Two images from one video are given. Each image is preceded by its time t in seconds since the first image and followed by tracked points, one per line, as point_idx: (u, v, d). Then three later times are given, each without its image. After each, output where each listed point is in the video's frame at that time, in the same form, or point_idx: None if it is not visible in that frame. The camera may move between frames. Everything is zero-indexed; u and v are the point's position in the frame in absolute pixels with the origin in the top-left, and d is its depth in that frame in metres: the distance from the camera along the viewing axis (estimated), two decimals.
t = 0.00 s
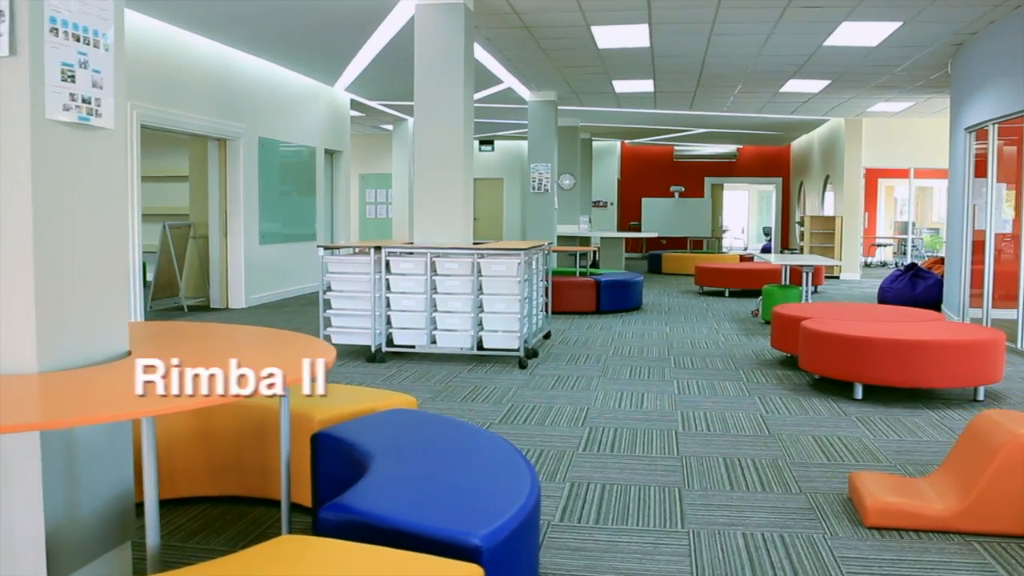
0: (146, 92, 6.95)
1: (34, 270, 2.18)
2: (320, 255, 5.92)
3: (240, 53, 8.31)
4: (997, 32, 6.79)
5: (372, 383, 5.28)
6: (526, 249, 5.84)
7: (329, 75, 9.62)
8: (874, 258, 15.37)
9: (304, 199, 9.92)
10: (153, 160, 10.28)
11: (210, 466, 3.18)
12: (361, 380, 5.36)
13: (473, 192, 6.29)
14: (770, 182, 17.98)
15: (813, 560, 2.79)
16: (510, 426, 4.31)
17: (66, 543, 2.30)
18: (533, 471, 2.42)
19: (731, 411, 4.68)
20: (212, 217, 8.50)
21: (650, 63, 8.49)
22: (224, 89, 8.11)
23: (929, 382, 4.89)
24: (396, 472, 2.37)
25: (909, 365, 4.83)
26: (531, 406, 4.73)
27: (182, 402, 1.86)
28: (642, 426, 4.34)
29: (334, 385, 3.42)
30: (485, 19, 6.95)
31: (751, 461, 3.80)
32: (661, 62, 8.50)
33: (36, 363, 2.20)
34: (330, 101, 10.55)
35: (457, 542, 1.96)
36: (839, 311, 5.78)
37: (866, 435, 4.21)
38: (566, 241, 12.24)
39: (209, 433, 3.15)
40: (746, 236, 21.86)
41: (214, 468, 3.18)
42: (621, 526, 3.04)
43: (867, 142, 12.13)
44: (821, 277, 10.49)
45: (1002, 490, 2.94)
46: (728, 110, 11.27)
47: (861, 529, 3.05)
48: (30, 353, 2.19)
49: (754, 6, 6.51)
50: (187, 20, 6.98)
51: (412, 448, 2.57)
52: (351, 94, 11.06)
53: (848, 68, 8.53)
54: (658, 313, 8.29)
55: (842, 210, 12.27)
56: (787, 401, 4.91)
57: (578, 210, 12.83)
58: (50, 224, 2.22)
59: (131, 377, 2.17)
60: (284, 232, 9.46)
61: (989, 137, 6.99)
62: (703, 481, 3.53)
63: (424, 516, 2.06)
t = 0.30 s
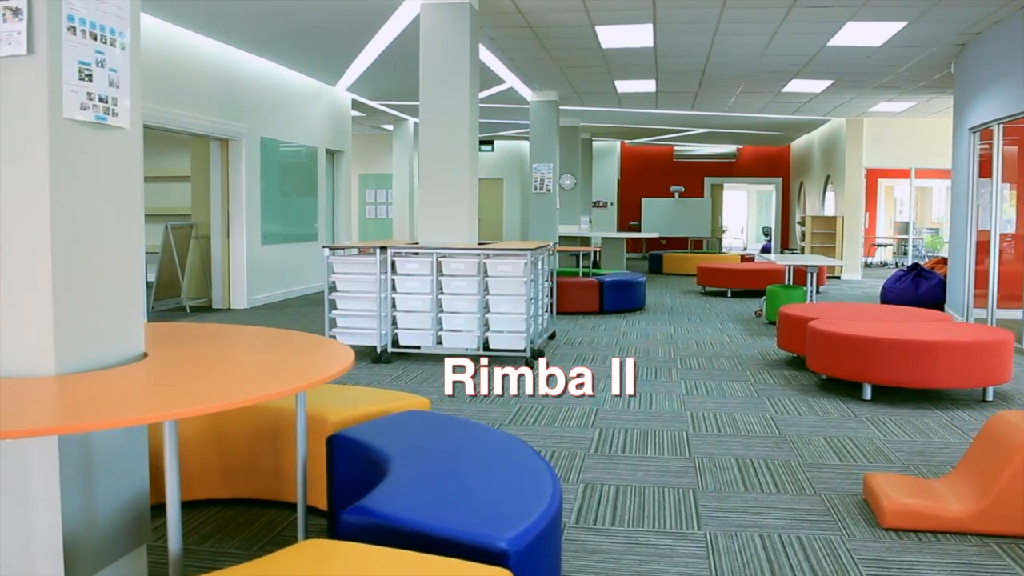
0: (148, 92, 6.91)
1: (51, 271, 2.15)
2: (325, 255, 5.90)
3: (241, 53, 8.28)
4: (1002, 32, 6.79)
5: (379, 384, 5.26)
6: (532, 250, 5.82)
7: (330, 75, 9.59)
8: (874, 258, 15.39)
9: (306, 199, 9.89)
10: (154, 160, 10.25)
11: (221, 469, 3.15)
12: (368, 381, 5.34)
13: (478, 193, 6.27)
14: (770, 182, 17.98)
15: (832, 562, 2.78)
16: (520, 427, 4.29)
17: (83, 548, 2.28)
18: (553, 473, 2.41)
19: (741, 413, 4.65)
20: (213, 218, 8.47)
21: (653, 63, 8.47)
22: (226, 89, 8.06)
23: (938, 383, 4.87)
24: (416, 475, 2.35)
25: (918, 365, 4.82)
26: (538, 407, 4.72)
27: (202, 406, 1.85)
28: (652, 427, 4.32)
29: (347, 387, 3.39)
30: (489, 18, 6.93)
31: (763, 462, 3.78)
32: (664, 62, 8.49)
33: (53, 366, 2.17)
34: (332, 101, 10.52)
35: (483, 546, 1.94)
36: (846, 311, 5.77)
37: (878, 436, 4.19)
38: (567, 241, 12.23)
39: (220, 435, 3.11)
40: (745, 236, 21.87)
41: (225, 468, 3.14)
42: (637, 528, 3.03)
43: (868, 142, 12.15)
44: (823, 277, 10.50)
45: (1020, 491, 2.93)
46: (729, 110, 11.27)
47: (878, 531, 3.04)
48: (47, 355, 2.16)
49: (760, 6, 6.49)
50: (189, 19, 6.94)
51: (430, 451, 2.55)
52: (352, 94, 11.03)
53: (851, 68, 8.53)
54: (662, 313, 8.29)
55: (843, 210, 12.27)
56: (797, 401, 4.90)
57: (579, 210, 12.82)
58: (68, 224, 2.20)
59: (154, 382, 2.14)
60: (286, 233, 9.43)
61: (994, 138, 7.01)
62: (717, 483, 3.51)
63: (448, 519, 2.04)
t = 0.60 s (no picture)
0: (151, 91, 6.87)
1: (68, 272, 2.12)
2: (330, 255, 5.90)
3: (244, 53, 8.25)
4: (1007, 32, 6.77)
5: (386, 385, 5.24)
6: (539, 250, 5.81)
7: (332, 75, 9.57)
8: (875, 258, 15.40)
9: (308, 199, 9.86)
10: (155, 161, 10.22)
11: (233, 470, 3.12)
12: (374, 382, 5.32)
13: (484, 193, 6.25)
14: (770, 182, 17.99)
15: (850, 563, 2.76)
16: (530, 428, 4.27)
17: (99, 552, 2.25)
18: (572, 476, 2.39)
19: (750, 414, 4.64)
20: (216, 218, 8.45)
21: (657, 62, 8.46)
22: (228, 88, 8.03)
23: (947, 385, 4.85)
24: (434, 477, 2.32)
25: (926, 366, 4.81)
26: (546, 408, 4.71)
27: (221, 410, 1.83)
28: (662, 428, 4.31)
29: (359, 388, 3.36)
30: (494, 18, 6.92)
31: (774, 464, 3.77)
32: (668, 62, 8.47)
33: (71, 369, 2.14)
34: (334, 101, 10.50)
35: (508, 550, 1.92)
36: (852, 312, 5.76)
37: (888, 437, 4.18)
38: (568, 241, 12.22)
39: (233, 437, 3.08)
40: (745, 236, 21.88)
41: (237, 469, 3.12)
42: (652, 530, 3.02)
43: (870, 143, 12.16)
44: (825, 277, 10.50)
45: None
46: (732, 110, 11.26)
47: (894, 532, 3.02)
48: (64, 358, 2.13)
49: (766, 6, 6.48)
50: (193, 18, 6.91)
51: (447, 453, 2.53)
52: (353, 94, 11.01)
53: (854, 68, 8.52)
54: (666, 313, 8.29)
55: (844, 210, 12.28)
56: (806, 402, 4.88)
57: (580, 210, 12.81)
58: (85, 224, 2.17)
59: (172, 385, 2.13)
60: (288, 233, 9.41)
61: (999, 138, 7.00)
62: (730, 484, 3.49)
63: (471, 523, 2.02)
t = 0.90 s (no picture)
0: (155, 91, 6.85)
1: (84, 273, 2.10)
2: (336, 256, 5.91)
3: (248, 53, 8.24)
4: (1012, 32, 6.76)
5: (393, 385, 5.24)
6: (545, 250, 5.80)
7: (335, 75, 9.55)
8: (877, 258, 15.41)
9: (311, 199, 9.86)
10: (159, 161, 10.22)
11: (245, 472, 3.10)
12: (382, 382, 5.32)
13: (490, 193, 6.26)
14: (772, 183, 18.00)
15: (865, 564, 2.75)
16: (539, 429, 4.27)
17: (114, 556, 2.23)
18: (591, 478, 2.38)
19: (757, 415, 4.63)
20: (219, 218, 8.45)
21: (661, 62, 8.45)
22: (231, 88, 8.02)
23: (957, 386, 4.82)
24: (453, 480, 2.31)
25: (935, 366, 4.80)
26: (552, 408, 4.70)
27: (246, 413, 1.80)
28: (672, 429, 4.30)
29: (371, 390, 3.34)
30: (499, 18, 6.91)
31: (786, 464, 3.76)
32: (672, 62, 8.46)
33: (86, 371, 2.12)
34: (337, 101, 10.48)
35: (531, 553, 1.91)
36: (860, 312, 5.75)
37: (898, 437, 4.17)
38: (571, 241, 12.23)
39: (245, 438, 3.06)
40: (746, 236, 21.90)
41: (249, 471, 3.10)
42: (667, 532, 3.01)
43: (873, 143, 12.16)
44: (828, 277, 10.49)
45: None
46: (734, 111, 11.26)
47: (909, 533, 3.01)
48: (79, 360, 2.11)
49: (772, 6, 6.47)
50: (197, 18, 6.89)
51: (463, 455, 2.51)
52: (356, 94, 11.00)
53: (858, 69, 8.52)
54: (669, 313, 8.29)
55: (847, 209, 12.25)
56: (814, 403, 4.87)
57: (582, 210, 12.82)
58: (101, 224, 2.15)
59: (188, 386, 2.11)
60: (292, 233, 9.40)
61: (1004, 138, 6.99)
62: (743, 486, 3.49)
63: (494, 526, 2.01)
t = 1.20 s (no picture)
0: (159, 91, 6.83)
1: (101, 274, 2.07)
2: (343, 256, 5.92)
3: (250, 53, 8.21)
4: (1017, 32, 6.74)
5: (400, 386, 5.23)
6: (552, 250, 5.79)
7: (338, 75, 9.52)
8: (879, 259, 15.40)
9: (313, 199, 9.84)
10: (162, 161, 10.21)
11: (258, 474, 3.08)
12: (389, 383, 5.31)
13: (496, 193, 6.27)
14: (772, 182, 18.01)
15: (883, 566, 2.74)
16: (551, 430, 4.28)
17: (130, 561, 2.20)
18: (610, 480, 2.37)
19: (759, 415, 4.63)
20: (223, 218, 8.43)
21: (664, 62, 8.43)
22: (234, 88, 7.99)
23: (966, 386, 4.80)
24: (473, 483, 2.29)
25: (944, 367, 4.79)
26: (551, 408, 4.72)
27: (272, 414, 1.76)
28: (683, 430, 4.29)
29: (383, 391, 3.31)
30: (504, 18, 6.90)
31: (798, 466, 3.75)
32: (676, 62, 8.45)
33: (103, 374, 2.09)
34: (340, 101, 10.47)
35: (556, 557, 1.90)
36: (868, 312, 5.74)
37: (909, 438, 4.15)
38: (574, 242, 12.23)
39: (258, 441, 3.03)
40: (747, 236, 21.92)
41: (260, 476, 3.08)
42: (683, 534, 3.00)
43: (874, 143, 12.17)
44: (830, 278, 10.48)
45: None
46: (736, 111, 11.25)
47: (926, 535, 2.99)
48: (96, 363, 2.09)
49: (777, 6, 6.45)
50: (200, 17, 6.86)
51: (481, 457, 2.50)
52: (358, 94, 10.99)
53: (862, 69, 8.52)
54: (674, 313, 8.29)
55: (849, 209, 12.24)
56: (823, 404, 4.86)
57: (584, 210, 12.80)
58: (118, 224, 2.13)
59: (205, 389, 2.08)
60: (294, 233, 9.38)
61: (1009, 138, 6.97)
62: (756, 487, 3.48)
63: (517, 530, 2.00)
